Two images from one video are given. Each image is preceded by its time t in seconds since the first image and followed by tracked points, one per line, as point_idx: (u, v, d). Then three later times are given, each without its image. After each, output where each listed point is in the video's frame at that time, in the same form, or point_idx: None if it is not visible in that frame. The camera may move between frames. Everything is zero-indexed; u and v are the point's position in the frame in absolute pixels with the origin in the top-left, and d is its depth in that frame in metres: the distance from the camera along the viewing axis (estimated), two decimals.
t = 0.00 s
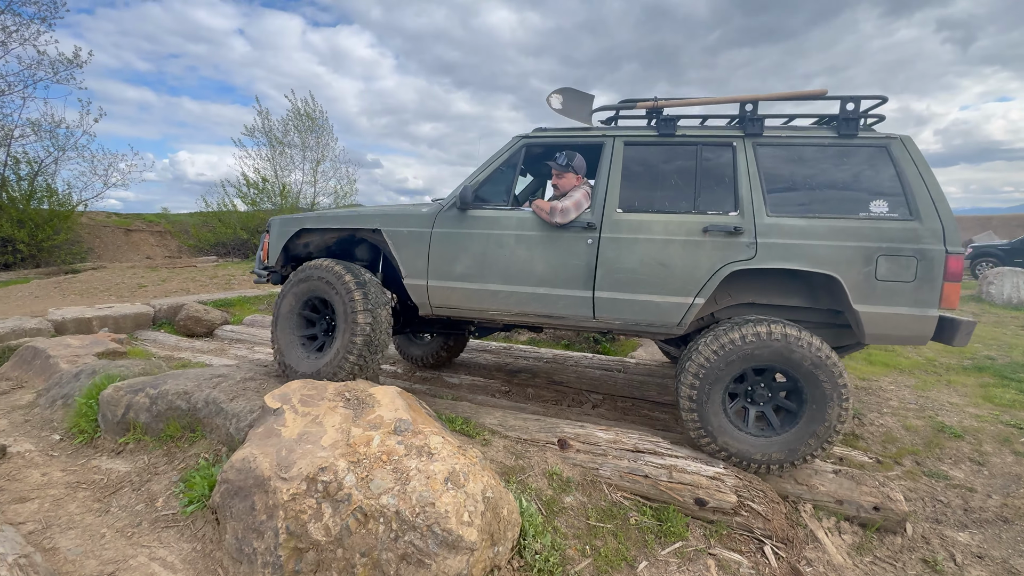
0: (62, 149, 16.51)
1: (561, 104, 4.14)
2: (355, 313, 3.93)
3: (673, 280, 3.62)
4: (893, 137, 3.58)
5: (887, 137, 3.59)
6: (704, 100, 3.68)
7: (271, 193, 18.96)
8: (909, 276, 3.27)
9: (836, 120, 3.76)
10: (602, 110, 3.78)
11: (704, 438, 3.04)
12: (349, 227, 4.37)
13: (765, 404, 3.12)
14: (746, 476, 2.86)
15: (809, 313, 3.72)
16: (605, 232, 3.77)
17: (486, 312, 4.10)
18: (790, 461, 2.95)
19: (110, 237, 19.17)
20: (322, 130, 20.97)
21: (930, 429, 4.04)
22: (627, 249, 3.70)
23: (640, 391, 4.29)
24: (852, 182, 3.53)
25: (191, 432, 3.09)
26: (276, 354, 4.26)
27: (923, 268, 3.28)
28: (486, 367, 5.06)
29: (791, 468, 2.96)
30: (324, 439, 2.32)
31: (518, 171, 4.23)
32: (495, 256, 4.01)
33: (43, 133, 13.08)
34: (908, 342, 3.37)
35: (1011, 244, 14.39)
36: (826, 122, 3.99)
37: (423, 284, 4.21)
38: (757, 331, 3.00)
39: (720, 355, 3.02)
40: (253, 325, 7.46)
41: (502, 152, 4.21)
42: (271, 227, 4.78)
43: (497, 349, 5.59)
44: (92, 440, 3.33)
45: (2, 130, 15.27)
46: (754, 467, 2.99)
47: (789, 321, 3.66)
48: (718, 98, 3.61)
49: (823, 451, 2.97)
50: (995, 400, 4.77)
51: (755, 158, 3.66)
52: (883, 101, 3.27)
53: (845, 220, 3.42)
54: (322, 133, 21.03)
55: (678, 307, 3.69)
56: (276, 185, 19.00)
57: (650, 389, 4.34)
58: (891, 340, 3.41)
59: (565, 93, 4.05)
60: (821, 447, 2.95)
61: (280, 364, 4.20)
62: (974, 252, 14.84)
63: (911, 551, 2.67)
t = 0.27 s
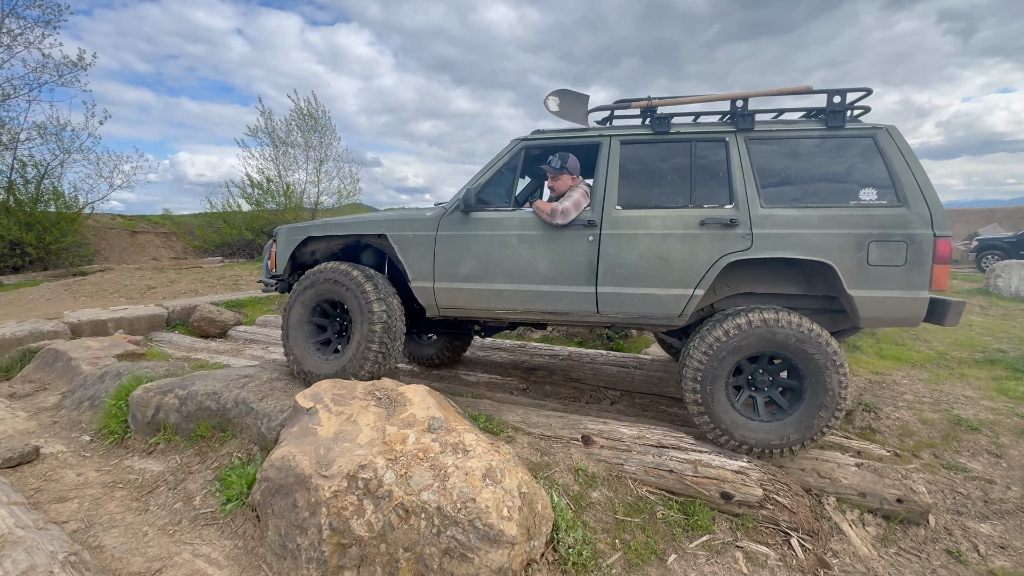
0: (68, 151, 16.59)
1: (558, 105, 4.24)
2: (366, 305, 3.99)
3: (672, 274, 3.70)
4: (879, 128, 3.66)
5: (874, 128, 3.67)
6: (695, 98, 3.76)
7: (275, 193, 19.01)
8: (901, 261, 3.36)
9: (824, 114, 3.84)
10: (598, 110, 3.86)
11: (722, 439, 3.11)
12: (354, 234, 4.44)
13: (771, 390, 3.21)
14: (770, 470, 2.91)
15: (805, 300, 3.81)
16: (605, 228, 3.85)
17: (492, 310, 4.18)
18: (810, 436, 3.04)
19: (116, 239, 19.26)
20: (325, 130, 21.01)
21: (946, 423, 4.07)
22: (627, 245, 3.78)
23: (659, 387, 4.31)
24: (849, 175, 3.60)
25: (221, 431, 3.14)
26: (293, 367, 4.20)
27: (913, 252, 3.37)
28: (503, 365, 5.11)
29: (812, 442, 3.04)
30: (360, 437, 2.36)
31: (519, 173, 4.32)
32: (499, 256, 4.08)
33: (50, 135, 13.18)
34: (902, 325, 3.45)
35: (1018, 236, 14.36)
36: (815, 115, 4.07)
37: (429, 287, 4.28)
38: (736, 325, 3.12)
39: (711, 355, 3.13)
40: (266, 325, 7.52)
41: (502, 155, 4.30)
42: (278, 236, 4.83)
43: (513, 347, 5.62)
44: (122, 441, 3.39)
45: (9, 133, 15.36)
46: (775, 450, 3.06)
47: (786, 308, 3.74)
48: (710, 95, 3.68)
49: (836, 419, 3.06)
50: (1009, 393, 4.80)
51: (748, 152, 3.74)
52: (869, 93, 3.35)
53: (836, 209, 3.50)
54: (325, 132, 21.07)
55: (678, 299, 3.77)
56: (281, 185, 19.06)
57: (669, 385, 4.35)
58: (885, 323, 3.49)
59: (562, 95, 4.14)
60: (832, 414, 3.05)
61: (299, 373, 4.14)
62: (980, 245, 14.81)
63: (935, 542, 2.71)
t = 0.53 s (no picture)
0: (77, 153, 16.67)
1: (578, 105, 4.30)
2: (388, 293, 4.08)
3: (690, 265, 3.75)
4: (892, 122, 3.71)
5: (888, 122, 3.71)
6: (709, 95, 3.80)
7: (281, 193, 19.08)
8: (915, 251, 3.40)
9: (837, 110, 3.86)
10: (615, 107, 3.92)
11: (749, 432, 3.24)
12: (379, 227, 4.49)
13: (789, 377, 3.34)
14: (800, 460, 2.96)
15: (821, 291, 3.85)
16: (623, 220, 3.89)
17: (512, 302, 4.23)
18: (835, 415, 3.16)
19: (124, 240, 19.35)
20: (329, 129, 21.05)
21: (968, 413, 4.12)
22: (645, 237, 3.83)
23: (681, 381, 4.39)
24: (864, 172, 3.63)
25: (260, 427, 3.21)
26: (323, 366, 4.22)
27: (926, 243, 3.40)
28: (524, 360, 5.17)
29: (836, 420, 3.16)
30: (405, 429, 2.42)
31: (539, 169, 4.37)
32: (520, 248, 4.13)
33: (60, 138, 13.27)
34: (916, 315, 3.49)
35: None
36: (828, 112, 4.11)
37: (451, 279, 4.32)
38: (740, 321, 3.26)
39: (722, 355, 3.27)
40: (283, 324, 7.59)
41: (523, 150, 4.33)
42: (305, 230, 4.88)
43: (531, 342, 5.68)
44: (160, 437, 3.45)
45: (18, 136, 15.45)
46: (801, 434, 3.18)
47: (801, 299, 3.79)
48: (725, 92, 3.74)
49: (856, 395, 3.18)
50: None
51: (763, 147, 3.79)
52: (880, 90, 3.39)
53: (850, 201, 3.54)
54: (330, 131, 21.11)
55: (696, 290, 3.82)
56: (287, 184, 19.12)
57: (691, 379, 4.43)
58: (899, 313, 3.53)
59: (581, 94, 4.18)
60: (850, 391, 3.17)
61: (331, 370, 4.16)
62: (988, 237, 14.76)
63: (965, 529, 2.76)
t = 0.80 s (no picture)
0: (82, 156, 16.70)
1: (588, 101, 4.26)
2: (401, 285, 4.11)
3: (702, 259, 3.74)
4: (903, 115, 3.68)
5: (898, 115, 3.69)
6: (718, 90, 3.79)
7: (286, 193, 19.10)
8: (927, 243, 3.38)
9: (846, 103, 3.84)
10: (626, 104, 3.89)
11: (773, 428, 3.25)
12: (391, 226, 4.48)
13: (804, 367, 3.35)
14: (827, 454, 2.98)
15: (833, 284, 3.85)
16: (635, 216, 3.88)
17: (524, 299, 4.22)
18: (857, 398, 3.16)
19: (130, 242, 19.41)
20: (332, 128, 21.03)
21: (988, 405, 4.12)
22: (658, 232, 3.81)
23: (700, 375, 4.39)
24: (876, 165, 3.60)
25: (286, 426, 3.23)
26: (344, 367, 4.20)
27: (938, 234, 3.38)
28: (541, 356, 5.18)
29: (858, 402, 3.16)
30: (438, 426, 2.44)
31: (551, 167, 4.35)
32: (533, 245, 4.12)
33: (66, 141, 13.30)
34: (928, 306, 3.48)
35: None
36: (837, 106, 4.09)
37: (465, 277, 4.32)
38: (745, 320, 3.28)
39: (733, 356, 3.29)
40: (296, 323, 7.61)
41: (533, 149, 4.31)
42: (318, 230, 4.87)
43: (547, 339, 5.69)
44: (187, 437, 3.48)
45: (23, 139, 15.48)
46: (824, 420, 3.18)
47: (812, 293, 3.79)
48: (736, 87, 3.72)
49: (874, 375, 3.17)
50: None
51: (774, 141, 3.77)
52: (890, 82, 3.38)
53: (862, 193, 3.52)
54: (332, 131, 21.11)
55: (708, 284, 3.80)
56: (291, 184, 19.14)
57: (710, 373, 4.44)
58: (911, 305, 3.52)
59: (592, 91, 4.15)
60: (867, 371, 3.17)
61: (355, 369, 4.15)
62: (995, 228, 14.68)
63: (994, 520, 2.76)
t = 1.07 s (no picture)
0: (86, 157, 16.65)
1: (602, 92, 4.07)
2: (410, 278, 4.03)
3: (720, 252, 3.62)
4: (928, 101, 3.53)
5: (922, 101, 3.53)
6: (735, 78, 3.65)
7: (289, 192, 19.03)
8: (954, 232, 3.25)
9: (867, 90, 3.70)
10: (639, 95, 3.75)
11: (806, 427, 3.15)
12: (401, 222, 4.35)
13: (828, 359, 3.24)
14: (865, 452, 2.89)
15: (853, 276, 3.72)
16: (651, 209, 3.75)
17: (537, 295, 4.13)
18: (888, 381, 3.05)
19: (135, 243, 19.38)
20: (334, 127, 20.92)
21: (1022, 399, 4.01)
22: (674, 225, 3.69)
23: (724, 372, 4.30)
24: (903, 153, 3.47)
25: (308, 429, 3.16)
26: (364, 369, 4.08)
27: (966, 223, 3.24)
28: (558, 354, 5.09)
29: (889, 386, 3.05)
30: (470, 430, 2.36)
31: (563, 160, 4.21)
32: (546, 240, 4.00)
33: (69, 142, 13.24)
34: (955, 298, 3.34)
35: None
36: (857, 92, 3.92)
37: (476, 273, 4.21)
38: (757, 322, 3.19)
39: (752, 361, 3.20)
40: (306, 323, 7.54)
41: (545, 142, 4.17)
42: (327, 227, 4.73)
43: (563, 336, 5.60)
44: (205, 441, 3.41)
45: (27, 141, 15.44)
46: (854, 408, 3.09)
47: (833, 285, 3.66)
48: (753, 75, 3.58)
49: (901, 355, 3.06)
50: None
51: (793, 131, 3.62)
52: (915, 67, 3.24)
53: (885, 182, 3.39)
54: (335, 129, 21.02)
55: (726, 277, 3.69)
56: (295, 183, 19.06)
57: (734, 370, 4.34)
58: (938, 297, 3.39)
59: (605, 81, 3.99)
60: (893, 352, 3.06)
61: (376, 369, 4.02)
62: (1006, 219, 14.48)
63: None
